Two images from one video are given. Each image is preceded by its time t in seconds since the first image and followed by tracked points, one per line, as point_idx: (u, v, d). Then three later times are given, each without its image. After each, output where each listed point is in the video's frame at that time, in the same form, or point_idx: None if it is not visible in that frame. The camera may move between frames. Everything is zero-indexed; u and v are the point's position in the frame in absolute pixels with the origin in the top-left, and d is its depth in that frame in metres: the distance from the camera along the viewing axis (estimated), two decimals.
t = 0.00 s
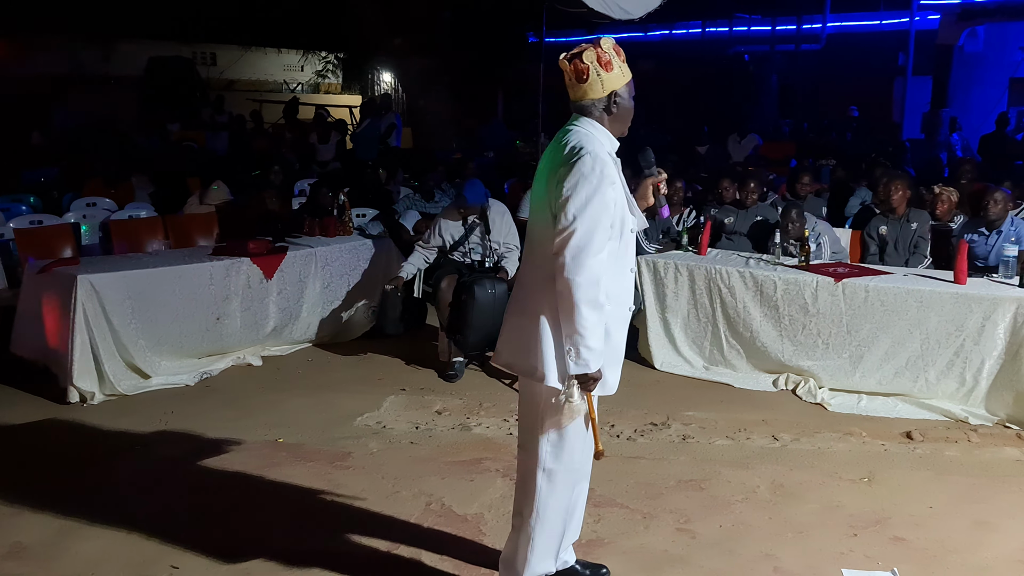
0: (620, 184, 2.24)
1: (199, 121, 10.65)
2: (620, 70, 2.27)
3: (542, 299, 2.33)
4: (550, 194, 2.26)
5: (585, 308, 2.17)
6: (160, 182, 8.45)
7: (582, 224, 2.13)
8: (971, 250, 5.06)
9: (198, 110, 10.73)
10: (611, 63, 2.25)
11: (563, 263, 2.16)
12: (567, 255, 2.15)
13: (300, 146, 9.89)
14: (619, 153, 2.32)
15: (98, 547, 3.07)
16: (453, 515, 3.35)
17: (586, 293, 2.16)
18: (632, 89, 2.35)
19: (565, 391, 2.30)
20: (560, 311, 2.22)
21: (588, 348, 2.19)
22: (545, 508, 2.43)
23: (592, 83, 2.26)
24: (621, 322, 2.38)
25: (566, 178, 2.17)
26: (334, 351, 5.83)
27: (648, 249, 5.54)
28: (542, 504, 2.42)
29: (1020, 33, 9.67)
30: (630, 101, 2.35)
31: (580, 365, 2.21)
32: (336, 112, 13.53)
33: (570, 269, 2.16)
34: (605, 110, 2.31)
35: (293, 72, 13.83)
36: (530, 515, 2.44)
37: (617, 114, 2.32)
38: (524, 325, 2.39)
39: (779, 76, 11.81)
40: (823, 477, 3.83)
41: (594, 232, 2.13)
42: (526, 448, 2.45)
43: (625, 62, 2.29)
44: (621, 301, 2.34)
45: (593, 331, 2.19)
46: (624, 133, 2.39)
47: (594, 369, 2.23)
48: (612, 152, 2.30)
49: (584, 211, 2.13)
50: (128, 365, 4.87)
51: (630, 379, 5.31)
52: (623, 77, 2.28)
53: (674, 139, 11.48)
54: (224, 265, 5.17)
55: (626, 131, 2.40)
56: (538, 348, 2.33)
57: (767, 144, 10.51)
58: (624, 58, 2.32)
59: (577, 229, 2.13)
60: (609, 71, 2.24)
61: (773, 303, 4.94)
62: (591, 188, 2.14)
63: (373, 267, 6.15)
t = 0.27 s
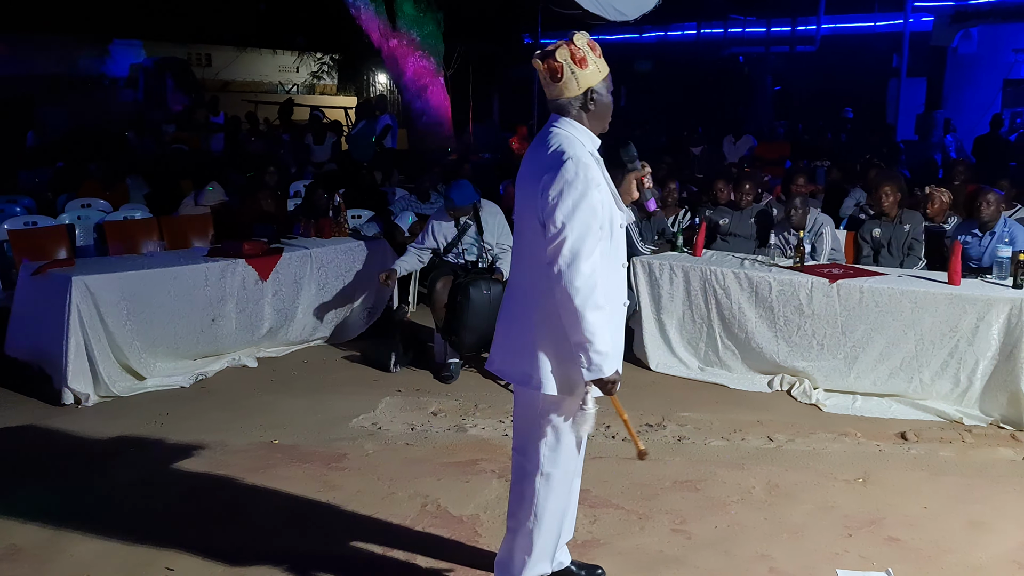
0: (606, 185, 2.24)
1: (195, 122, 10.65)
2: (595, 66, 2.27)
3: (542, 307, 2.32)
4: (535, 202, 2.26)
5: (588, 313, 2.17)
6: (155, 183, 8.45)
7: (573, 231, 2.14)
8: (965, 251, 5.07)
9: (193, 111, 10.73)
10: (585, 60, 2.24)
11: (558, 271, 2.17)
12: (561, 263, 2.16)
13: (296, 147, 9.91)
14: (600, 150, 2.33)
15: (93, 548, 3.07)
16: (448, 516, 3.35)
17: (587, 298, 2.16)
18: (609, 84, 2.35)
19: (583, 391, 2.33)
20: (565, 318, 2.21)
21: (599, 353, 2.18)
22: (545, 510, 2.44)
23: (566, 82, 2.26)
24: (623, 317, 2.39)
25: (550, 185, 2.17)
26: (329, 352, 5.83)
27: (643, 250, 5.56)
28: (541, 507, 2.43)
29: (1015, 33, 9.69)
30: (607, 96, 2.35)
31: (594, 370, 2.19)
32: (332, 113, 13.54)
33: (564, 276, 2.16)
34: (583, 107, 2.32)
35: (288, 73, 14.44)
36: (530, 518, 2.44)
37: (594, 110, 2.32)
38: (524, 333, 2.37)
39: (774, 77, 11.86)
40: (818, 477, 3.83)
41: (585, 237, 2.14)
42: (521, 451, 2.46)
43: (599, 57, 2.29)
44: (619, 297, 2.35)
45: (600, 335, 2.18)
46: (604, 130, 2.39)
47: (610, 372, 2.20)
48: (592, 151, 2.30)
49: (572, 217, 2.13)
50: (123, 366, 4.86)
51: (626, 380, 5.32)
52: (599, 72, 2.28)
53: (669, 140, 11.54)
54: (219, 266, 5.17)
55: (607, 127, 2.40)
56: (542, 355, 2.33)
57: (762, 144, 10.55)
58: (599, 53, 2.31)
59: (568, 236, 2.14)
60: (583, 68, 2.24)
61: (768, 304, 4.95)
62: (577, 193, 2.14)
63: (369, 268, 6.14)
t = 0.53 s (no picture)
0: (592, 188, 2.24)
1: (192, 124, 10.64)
2: (571, 67, 2.27)
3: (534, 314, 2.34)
4: (521, 210, 2.27)
5: (580, 319, 2.19)
6: (151, 185, 8.44)
7: (561, 238, 2.15)
8: (961, 253, 5.09)
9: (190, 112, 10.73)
10: (561, 61, 2.25)
11: (548, 279, 2.18)
12: (550, 271, 2.17)
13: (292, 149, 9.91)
14: (581, 150, 2.33)
15: (88, 551, 3.06)
16: (444, 518, 3.35)
17: (578, 304, 2.18)
18: (587, 83, 2.35)
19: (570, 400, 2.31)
20: (557, 325, 2.23)
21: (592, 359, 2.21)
22: (543, 511, 2.45)
23: (544, 84, 2.27)
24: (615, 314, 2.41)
25: (536, 192, 2.18)
26: (326, 354, 5.83)
27: (639, 251, 5.55)
28: (540, 507, 2.45)
29: (1009, 37, 9.69)
30: (585, 96, 2.36)
31: (593, 376, 2.23)
32: (328, 114, 13.54)
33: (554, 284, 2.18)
34: (562, 108, 2.32)
35: (285, 74, 14.43)
36: (529, 519, 2.45)
37: (574, 110, 2.33)
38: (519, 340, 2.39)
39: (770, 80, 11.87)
40: (814, 479, 3.84)
41: (573, 244, 2.16)
42: (516, 453, 2.46)
43: (576, 56, 2.30)
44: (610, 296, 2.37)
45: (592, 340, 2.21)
46: (585, 129, 2.40)
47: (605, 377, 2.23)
48: (575, 152, 2.31)
49: (560, 224, 2.14)
50: (119, 368, 4.85)
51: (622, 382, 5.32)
52: (576, 72, 2.28)
53: (665, 142, 11.56)
54: (216, 268, 5.17)
55: (587, 127, 2.41)
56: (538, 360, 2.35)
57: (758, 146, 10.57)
58: (575, 52, 2.32)
59: (557, 243, 2.15)
60: (559, 70, 2.25)
61: (765, 306, 4.96)
62: (564, 199, 2.15)
63: (365, 269, 6.14)
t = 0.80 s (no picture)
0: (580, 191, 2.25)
1: (190, 124, 10.63)
2: (556, 67, 2.27)
3: (519, 316, 2.35)
4: (509, 210, 2.27)
5: (561, 322, 2.20)
6: (150, 185, 8.44)
7: (547, 240, 2.15)
8: (959, 255, 5.09)
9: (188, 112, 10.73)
10: (545, 62, 2.24)
11: (533, 280, 2.19)
12: (535, 272, 2.18)
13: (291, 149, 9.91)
14: (571, 152, 2.34)
15: (86, 551, 3.06)
16: (442, 518, 3.35)
17: (560, 307, 2.19)
18: (573, 83, 2.35)
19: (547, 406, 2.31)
20: (539, 328, 2.24)
21: (570, 363, 2.22)
22: (528, 512, 2.45)
23: (528, 86, 2.27)
24: (599, 318, 2.42)
25: (524, 193, 2.18)
26: (324, 354, 5.82)
27: (638, 253, 5.54)
28: (525, 507, 2.45)
29: (1008, 40, 9.88)
30: (572, 96, 2.35)
31: (565, 381, 2.23)
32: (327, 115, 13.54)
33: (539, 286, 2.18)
34: (549, 109, 2.32)
35: (283, 75, 14.41)
36: (513, 520, 2.45)
37: (561, 111, 2.33)
38: (504, 341, 2.40)
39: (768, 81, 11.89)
40: (812, 480, 3.84)
41: (559, 246, 2.16)
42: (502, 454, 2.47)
43: (561, 57, 2.29)
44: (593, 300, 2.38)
45: (572, 345, 2.22)
46: (573, 130, 2.40)
47: (579, 382, 2.25)
48: (564, 154, 2.31)
49: (546, 226, 2.15)
50: (117, 368, 4.85)
51: (621, 383, 5.32)
52: (561, 73, 2.28)
53: (663, 143, 11.57)
54: (214, 268, 5.16)
55: (575, 127, 2.41)
56: (523, 361, 2.36)
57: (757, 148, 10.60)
58: (561, 53, 2.31)
59: (542, 245, 2.15)
60: (543, 71, 2.25)
61: (763, 307, 4.97)
62: (551, 201, 2.15)
63: (364, 270, 6.14)
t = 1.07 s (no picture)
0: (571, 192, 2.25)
1: (189, 125, 10.62)
2: (549, 70, 2.27)
3: (510, 319, 2.36)
4: (500, 211, 2.29)
5: (549, 324, 2.20)
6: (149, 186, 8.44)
7: (536, 242, 2.16)
8: (958, 257, 5.11)
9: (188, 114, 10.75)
10: (537, 65, 2.25)
11: (521, 282, 2.20)
12: (523, 273, 2.19)
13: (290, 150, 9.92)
14: (565, 154, 2.34)
15: (84, 552, 3.05)
16: (441, 519, 3.35)
17: (548, 309, 2.19)
18: (567, 85, 2.34)
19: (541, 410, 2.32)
20: (528, 329, 2.24)
21: (557, 365, 2.21)
22: (524, 514, 2.45)
23: (520, 87, 2.27)
24: (591, 321, 2.42)
25: (514, 195, 2.19)
26: (323, 355, 5.82)
27: (637, 253, 5.56)
28: (521, 510, 2.45)
29: (1007, 42, 9.91)
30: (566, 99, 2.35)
31: (553, 382, 2.22)
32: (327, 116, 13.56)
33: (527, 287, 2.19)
34: (542, 110, 2.32)
35: (283, 75, 14.11)
36: (509, 522, 2.46)
37: (553, 113, 2.33)
38: (496, 345, 2.41)
39: (768, 83, 11.90)
40: (811, 482, 3.84)
41: (547, 248, 2.17)
42: (498, 456, 2.48)
43: (554, 61, 2.29)
44: (584, 302, 2.38)
45: (560, 347, 2.22)
46: (567, 132, 2.40)
47: (566, 386, 2.24)
48: (557, 156, 2.32)
49: (535, 228, 2.16)
50: (116, 368, 4.85)
51: (620, 384, 5.33)
52: (554, 75, 2.28)
53: (663, 145, 11.58)
54: (214, 269, 5.16)
55: (569, 129, 2.40)
56: (514, 365, 2.36)
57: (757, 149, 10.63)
58: (555, 56, 2.31)
59: (531, 246, 2.16)
60: (536, 72, 2.25)
61: (762, 309, 4.98)
62: (540, 203, 2.16)
63: (364, 271, 6.14)
